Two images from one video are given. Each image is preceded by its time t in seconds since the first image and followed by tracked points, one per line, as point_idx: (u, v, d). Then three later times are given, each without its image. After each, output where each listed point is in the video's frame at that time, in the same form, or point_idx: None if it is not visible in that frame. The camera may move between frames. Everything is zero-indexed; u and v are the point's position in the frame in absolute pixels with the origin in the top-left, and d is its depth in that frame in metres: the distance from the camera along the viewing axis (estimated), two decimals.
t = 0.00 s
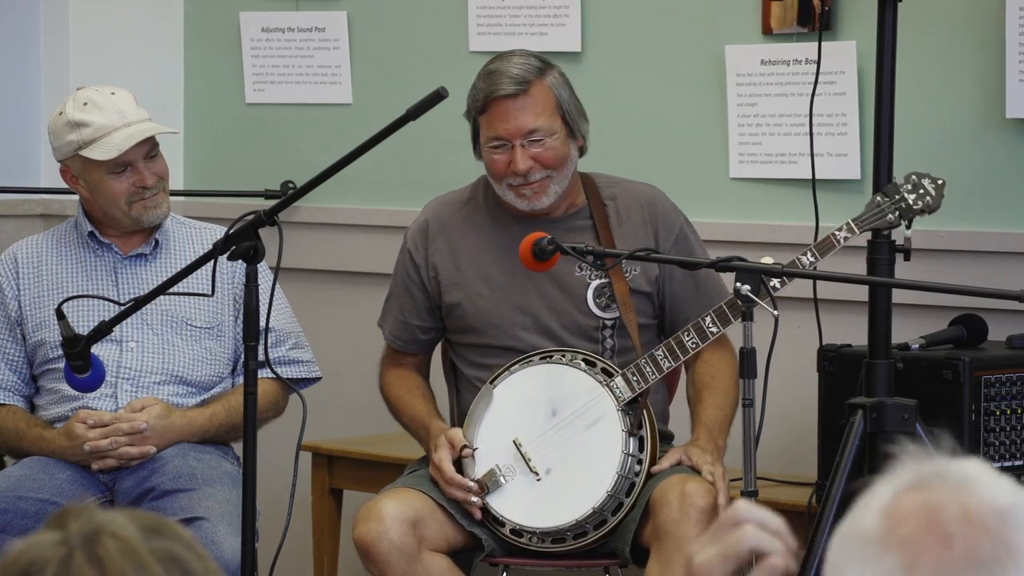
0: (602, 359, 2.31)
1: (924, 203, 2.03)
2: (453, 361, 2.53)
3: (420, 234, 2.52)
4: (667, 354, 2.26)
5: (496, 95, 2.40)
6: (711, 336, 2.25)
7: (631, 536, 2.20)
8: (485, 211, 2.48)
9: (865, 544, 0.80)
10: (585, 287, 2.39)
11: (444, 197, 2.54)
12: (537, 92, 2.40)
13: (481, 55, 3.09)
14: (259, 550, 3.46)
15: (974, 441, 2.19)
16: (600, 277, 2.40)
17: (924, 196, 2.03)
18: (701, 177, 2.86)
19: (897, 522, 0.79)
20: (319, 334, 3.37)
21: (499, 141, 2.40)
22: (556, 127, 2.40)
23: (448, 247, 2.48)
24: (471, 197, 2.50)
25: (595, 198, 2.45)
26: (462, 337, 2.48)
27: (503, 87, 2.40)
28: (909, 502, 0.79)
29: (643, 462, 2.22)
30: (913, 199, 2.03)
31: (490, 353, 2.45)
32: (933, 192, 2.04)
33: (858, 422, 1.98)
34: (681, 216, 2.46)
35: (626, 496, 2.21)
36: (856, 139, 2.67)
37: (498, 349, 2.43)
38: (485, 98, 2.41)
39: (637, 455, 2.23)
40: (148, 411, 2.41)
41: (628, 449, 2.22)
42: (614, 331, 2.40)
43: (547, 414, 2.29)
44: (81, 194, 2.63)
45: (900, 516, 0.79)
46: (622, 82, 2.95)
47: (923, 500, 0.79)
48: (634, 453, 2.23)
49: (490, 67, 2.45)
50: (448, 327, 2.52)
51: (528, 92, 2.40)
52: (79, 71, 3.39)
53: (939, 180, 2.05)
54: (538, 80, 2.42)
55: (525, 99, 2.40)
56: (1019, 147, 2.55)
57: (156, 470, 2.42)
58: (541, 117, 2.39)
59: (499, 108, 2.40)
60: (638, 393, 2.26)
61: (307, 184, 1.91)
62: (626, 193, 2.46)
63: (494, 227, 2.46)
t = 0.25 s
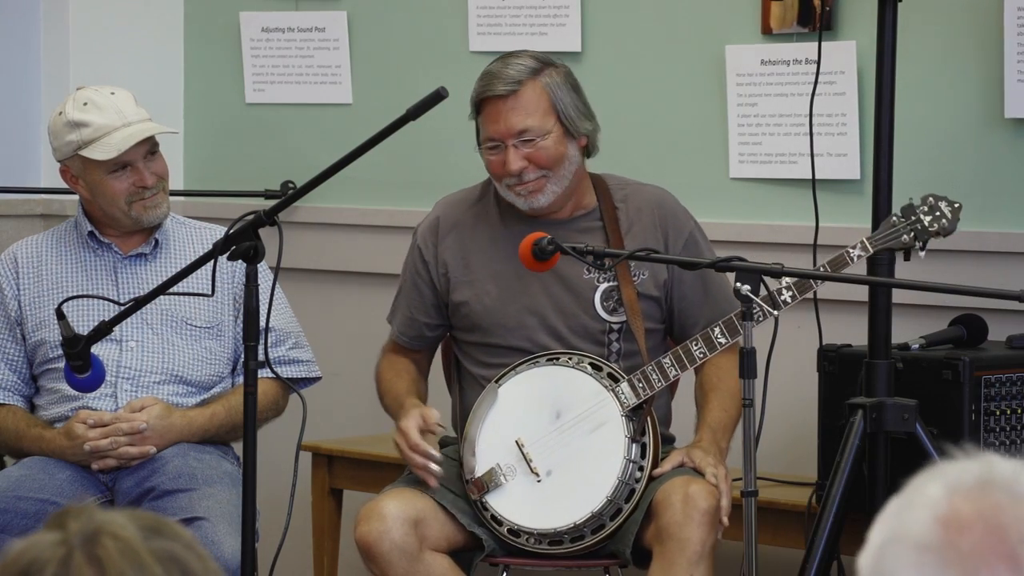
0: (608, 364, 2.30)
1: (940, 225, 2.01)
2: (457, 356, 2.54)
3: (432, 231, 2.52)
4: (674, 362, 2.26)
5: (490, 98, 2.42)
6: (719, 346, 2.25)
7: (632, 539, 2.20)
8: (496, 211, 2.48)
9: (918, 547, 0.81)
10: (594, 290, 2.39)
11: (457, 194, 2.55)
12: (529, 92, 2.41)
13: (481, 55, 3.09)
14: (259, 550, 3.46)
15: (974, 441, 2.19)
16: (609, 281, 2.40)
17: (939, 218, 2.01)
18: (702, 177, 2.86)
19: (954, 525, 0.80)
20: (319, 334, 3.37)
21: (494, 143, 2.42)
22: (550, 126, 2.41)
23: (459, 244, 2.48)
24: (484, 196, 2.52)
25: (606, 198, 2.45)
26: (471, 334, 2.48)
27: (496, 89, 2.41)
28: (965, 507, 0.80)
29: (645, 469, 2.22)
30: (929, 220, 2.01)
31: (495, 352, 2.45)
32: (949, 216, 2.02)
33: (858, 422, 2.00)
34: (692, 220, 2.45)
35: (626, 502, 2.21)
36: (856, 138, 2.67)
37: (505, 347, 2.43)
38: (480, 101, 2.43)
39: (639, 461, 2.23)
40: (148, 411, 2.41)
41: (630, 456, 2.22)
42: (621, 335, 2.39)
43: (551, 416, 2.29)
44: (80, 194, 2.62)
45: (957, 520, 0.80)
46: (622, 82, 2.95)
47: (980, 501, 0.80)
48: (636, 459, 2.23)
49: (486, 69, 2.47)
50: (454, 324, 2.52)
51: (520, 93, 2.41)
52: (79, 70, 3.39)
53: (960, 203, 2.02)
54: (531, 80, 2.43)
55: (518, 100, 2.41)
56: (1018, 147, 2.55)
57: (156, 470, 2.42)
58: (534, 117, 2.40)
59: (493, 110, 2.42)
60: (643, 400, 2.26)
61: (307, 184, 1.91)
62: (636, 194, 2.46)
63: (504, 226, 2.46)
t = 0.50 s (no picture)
0: (612, 369, 2.30)
1: (949, 240, 1.99)
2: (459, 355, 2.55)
3: (437, 230, 2.52)
4: (678, 371, 2.25)
5: (502, 100, 2.41)
6: (724, 355, 2.23)
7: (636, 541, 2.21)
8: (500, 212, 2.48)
9: (931, 553, 0.80)
10: (597, 296, 2.39)
11: (463, 194, 2.55)
12: (541, 95, 2.41)
13: (481, 55, 3.09)
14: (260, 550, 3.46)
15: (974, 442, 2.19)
16: (614, 287, 2.40)
17: (949, 233, 1.99)
18: (702, 178, 2.86)
19: (965, 531, 0.80)
20: (319, 334, 3.37)
21: (504, 145, 2.41)
22: (561, 129, 2.41)
23: (463, 244, 2.48)
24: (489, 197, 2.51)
25: (613, 202, 2.45)
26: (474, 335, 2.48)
27: (508, 91, 2.41)
28: (979, 513, 0.80)
29: (646, 476, 2.21)
30: (937, 235, 1.99)
31: (498, 353, 2.45)
32: (959, 230, 1.99)
33: (858, 422, 2.00)
34: (697, 227, 2.45)
35: (626, 508, 2.20)
36: (856, 138, 2.67)
37: (508, 349, 2.44)
38: (491, 102, 2.43)
39: (641, 468, 2.22)
40: (148, 411, 2.41)
41: (632, 462, 2.22)
42: (625, 341, 2.40)
43: (554, 419, 2.28)
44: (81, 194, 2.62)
45: (971, 528, 0.80)
46: (622, 82, 2.95)
47: (993, 507, 0.80)
48: (637, 466, 2.22)
49: (498, 72, 2.46)
50: (456, 325, 2.52)
51: (532, 96, 2.41)
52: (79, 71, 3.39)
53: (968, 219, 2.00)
54: (544, 83, 2.42)
55: (529, 102, 2.40)
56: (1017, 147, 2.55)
57: (156, 470, 2.42)
58: (546, 120, 2.40)
59: (504, 112, 2.41)
60: (647, 407, 2.25)
61: (307, 184, 1.91)
62: (641, 199, 2.46)
63: (508, 228, 2.46)
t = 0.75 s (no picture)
0: (615, 375, 2.29)
1: (957, 260, 2.00)
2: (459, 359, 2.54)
3: (438, 233, 2.52)
4: (681, 380, 2.24)
5: (521, 91, 2.44)
6: (727, 367, 2.22)
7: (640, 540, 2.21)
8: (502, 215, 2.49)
9: (932, 556, 0.80)
10: (596, 301, 2.39)
11: (467, 195, 2.55)
12: (560, 95, 2.43)
13: (481, 55, 3.09)
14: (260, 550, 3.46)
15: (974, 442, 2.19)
16: (614, 292, 2.40)
17: (957, 252, 2.00)
18: (702, 178, 2.86)
19: (968, 533, 0.80)
20: (319, 335, 3.37)
21: (513, 136, 2.43)
22: (572, 134, 2.42)
23: (464, 249, 2.48)
24: (493, 199, 2.52)
25: (616, 209, 2.45)
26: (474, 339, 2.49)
27: (529, 84, 2.43)
28: (980, 514, 0.80)
29: (646, 484, 2.21)
30: (945, 255, 2.00)
31: (498, 356, 2.46)
32: (967, 250, 2.00)
33: (858, 423, 2.00)
34: (698, 232, 2.44)
35: (624, 515, 2.20)
36: (856, 138, 2.67)
37: (507, 352, 2.44)
38: (510, 93, 2.45)
39: (640, 475, 2.22)
40: (148, 411, 2.41)
41: (632, 469, 2.22)
42: (623, 346, 2.40)
43: (555, 423, 2.28)
44: (81, 194, 2.62)
45: (972, 530, 0.80)
46: (621, 82, 2.95)
47: (994, 509, 0.80)
48: (636, 474, 2.22)
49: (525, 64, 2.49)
50: (455, 330, 2.52)
51: (551, 94, 2.43)
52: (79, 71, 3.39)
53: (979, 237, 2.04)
54: (566, 83, 2.44)
55: (546, 100, 2.42)
56: (1017, 148, 2.55)
57: (156, 470, 2.42)
58: (559, 120, 2.42)
59: (520, 104, 2.43)
60: (648, 415, 2.25)
61: (307, 184, 1.91)
62: (644, 204, 2.46)
63: (509, 228, 2.47)
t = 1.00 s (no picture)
0: (618, 380, 2.30)
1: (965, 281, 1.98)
2: (459, 363, 2.54)
3: (443, 229, 2.52)
4: (683, 390, 2.24)
5: (539, 92, 2.43)
6: (730, 378, 2.22)
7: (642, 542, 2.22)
8: (503, 217, 2.49)
9: (930, 556, 0.80)
10: (597, 307, 2.39)
11: (473, 192, 2.54)
12: (578, 100, 2.43)
13: (481, 55, 3.09)
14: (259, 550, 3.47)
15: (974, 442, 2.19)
16: (616, 299, 2.40)
17: (966, 273, 1.98)
18: (701, 178, 2.86)
19: (965, 534, 0.80)
20: (319, 334, 3.37)
21: (526, 137, 2.42)
22: (585, 141, 2.42)
23: (466, 246, 2.48)
24: (499, 199, 2.52)
25: (621, 219, 2.45)
26: (471, 342, 2.49)
27: (548, 86, 2.42)
28: (978, 514, 0.80)
29: (644, 491, 2.21)
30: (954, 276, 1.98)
31: (497, 356, 2.46)
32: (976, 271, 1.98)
33: (858, 423, 2.00)
34: (702, 242, 2.44)
35: (621, 520, 2.20)
36: (856, 138, 2.67)
37: (505, 353, 2.44)
38: (528, 93, 2.44)
39: (639, 481, 2.22)
40: (148, 411, 2.41)
41: (630, 476, 2.21)
42: (622, 352, 2.41)
43: (556, 426, 2.28)
44: (81, 194, 2.62)
45: (971, 530, 0.80)
46: (621, 83, 2.95)
47: (992, 509, 0.80)
48: (635, 480, 2.22)
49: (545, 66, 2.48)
50: (455, 328, 2.52)
51: (569, 99, 2.42)
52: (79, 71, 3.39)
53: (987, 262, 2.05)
54: (585, 88, 2.44)
55: (564, 104, 2.42)
56: (1017, 148, 2.55)
57: (156, 471, 2.42)
58: (575, 126, 2.41)
59: (537, 105, 2.43)
60: (650, 422, 2.25)
61: (307, 184, 1.91)
62: (648, 211, 2.47)
63: (509, 228, 2.47)
